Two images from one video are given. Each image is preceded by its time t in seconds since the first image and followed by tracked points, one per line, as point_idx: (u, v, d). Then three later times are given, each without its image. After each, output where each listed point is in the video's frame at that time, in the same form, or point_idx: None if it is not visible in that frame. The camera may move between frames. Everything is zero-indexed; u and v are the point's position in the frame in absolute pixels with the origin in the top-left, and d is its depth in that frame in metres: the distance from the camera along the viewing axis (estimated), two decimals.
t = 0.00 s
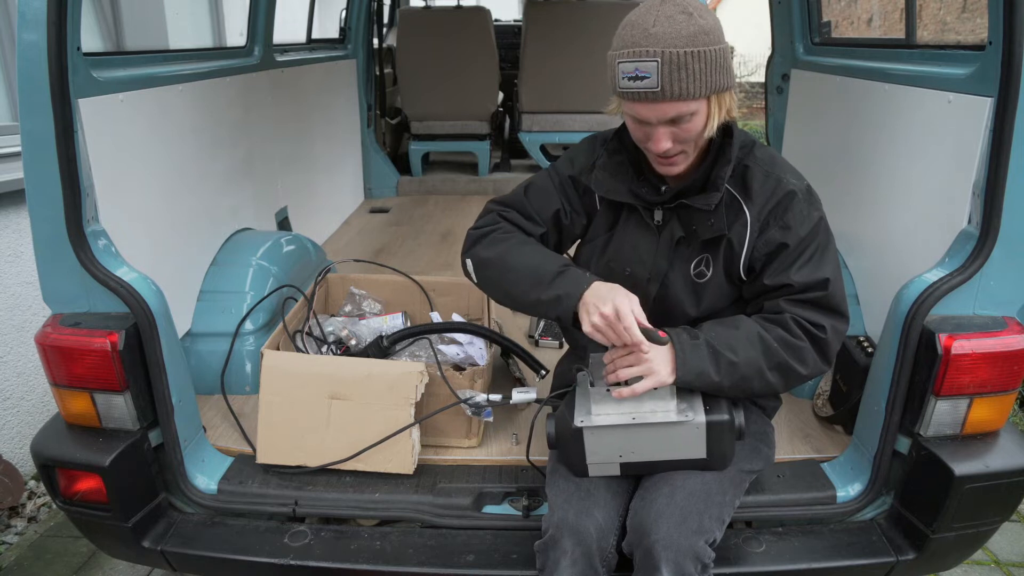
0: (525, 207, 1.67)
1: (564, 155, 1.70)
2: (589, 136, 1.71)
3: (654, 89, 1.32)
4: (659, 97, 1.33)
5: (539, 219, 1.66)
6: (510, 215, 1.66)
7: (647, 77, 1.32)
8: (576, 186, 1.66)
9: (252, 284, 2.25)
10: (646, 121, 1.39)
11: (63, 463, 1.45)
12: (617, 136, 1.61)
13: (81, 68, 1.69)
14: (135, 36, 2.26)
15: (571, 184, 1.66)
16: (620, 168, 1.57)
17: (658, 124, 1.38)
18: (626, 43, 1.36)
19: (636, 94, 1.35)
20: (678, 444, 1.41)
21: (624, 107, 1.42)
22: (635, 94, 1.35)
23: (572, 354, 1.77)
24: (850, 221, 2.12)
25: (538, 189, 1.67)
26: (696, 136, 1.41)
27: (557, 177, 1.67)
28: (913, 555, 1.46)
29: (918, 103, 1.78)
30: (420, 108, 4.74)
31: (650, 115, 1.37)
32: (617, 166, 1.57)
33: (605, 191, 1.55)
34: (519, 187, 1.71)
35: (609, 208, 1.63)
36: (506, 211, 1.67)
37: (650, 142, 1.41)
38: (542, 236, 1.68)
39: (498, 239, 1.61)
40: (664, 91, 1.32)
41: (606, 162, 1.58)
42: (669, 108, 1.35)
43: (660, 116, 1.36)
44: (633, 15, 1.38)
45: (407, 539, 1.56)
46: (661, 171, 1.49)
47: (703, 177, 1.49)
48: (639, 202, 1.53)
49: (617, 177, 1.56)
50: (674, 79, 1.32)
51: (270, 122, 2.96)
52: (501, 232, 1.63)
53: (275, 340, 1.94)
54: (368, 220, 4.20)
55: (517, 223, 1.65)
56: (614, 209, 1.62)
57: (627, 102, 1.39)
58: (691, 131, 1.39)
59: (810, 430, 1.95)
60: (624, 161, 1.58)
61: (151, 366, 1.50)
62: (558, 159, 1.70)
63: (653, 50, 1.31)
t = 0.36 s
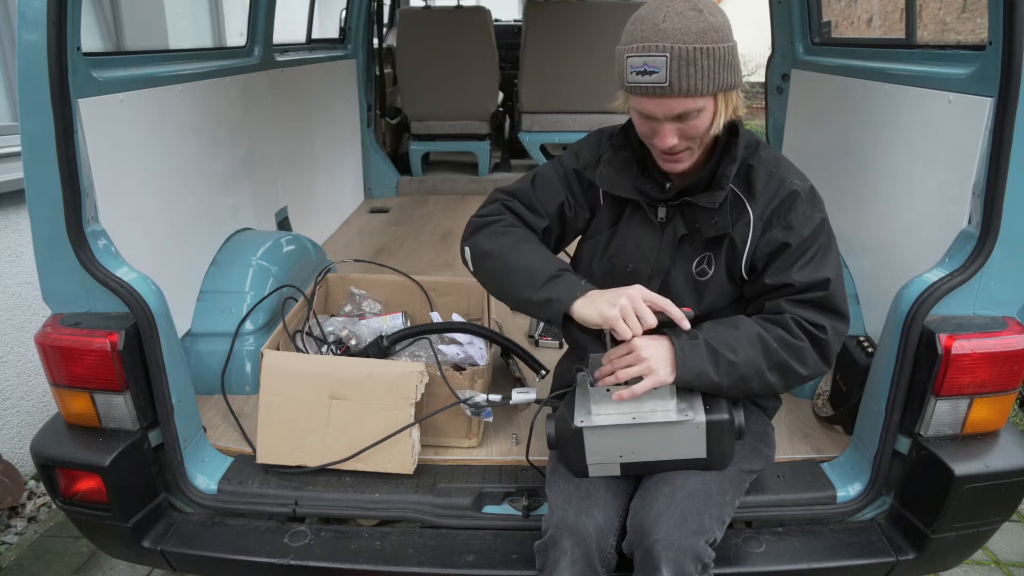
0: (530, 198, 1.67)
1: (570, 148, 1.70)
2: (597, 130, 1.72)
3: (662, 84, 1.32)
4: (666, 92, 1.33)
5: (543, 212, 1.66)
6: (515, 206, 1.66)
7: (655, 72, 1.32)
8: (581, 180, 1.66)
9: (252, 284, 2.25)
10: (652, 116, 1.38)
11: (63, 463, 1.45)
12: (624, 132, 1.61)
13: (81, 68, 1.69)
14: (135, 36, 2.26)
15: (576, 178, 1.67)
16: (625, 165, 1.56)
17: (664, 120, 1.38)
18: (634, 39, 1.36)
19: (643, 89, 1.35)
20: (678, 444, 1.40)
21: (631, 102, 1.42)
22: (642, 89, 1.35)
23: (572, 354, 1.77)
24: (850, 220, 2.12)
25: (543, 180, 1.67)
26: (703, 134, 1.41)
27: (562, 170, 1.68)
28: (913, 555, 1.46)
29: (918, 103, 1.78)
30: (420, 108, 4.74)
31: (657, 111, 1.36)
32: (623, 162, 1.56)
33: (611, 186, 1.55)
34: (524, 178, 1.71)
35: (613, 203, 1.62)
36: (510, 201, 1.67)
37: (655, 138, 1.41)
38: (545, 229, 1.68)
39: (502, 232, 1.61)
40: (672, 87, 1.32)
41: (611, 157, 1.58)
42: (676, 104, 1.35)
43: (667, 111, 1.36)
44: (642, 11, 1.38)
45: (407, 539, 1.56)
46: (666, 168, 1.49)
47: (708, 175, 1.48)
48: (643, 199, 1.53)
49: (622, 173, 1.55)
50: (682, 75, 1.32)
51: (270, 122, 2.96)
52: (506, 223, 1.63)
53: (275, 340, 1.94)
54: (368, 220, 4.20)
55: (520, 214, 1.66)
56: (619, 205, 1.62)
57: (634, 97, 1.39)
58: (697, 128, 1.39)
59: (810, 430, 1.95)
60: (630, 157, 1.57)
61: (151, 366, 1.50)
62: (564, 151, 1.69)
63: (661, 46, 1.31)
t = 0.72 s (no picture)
0: (535, 192, 1.66)
1: (576, 143, 1.70)
2: (603, 126, 1.72)
3: (678, 91, 1.32)
4: (681, 100, 1.33)
5: (547, 206, 1.66)
6: (520, 200, 1.65)
7: (671, 79, 1.31)
8: (587, 176, 1.66)
9: (252, 284, 2.25)
10: (664, 121, 1.38)
11: (63, 463, 1.45)
12: (630, 130, 1.61)
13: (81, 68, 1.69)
14: (135, 36, 2.26)
15: (582, 173, 1.66)
16: (631, 164, 1.56)
17: (676, 126, 1.37)
18: (651, 42, 1.35)
19: (657, 94, 1.34)
20: (679, 444, 1.40)
21: (642, 106, 1.41)
22: (656, 94, 1.35)
23: (572, 354, 1.77)
24: (850, 220, 2.13)
25: (549, 174, 1.67)
26: (712, 141, 1.41)
27: (568, 164, 1.67)
28: (913, 555, 1.46)
29: (918, 104, 1.78)
30: (420, 108, 4.74)
31: (670, 117, 1.36)
32: (629, 161, 1.56)
33: (615, 185, 1.55)
34: (528, 171, 1.70)
35: (618, 200, 1.63)
36: (515, 196, 1.66)
37: (665, 143, 1.41)
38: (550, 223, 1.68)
39: (507, 226, 1.60)
40: (687, 95, 1.32)
41: (617, 155, 1.57)
42: (690, 112, 1.34)
43: (680, 119, 1.36)
44: (659, 14, 1.37)
45: (407, 539, 1.56)
46: (671, 172, 1.50)
47: (714, 179, 1.49)
48: (648, 199, 1.53)
49: (627, 171, 1.55)
50: (698, 83, 1.31)
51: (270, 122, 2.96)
52: (511, 217, 1.61)
53: (275, 340, 1.94)
54: (368, 220, 4.20)
55: (526, 209, 1.65)
56: (624, 202, 1.63)
57: (647, 102, 1.38)
58: (708, 135, 1.39)
59: (810, 429, 1.95)
60: (636, 156, 1.57)
61: (151, 366, 1.50)
62: (569, 145, 1.69)
63: (679, 52, 1.31)
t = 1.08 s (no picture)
0: (536, 183, 1.65)
1: (583, 139, 1.69)
2: (614, 125, 1.71)
3: (709, 105, 1.30)
4: (712, 113, 1.31)
5: (547, 199, 1.65)
6: (518, 188, 1.65)
7: (704, 91, 1.29)
8: (592, 175, 1.66)
9: (252, 284, 2.25)
10: (688, 132, 1.37)
11: (63, 463, 1.45)
12: (642, 132, 1.59)
13: (80, 67, 1.69)
14: (135, 36, 2.26)
15: (587, 171, 1.66)
16: (643, 168, 1.55)
17: (701, 138, 1.36)
18: (683, 50, 1.32)
19: (687, 106, 1.33)
20: (679, 444, 1.40)
21: (665, 113, 1.39)
22: (685, 105, 1.33)
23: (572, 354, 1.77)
24: (850, 221, 2.13)
25: (553, 167, 1.66)
26: (732, 153, 1.41)
27: (574, 159, 1.66)
28: (913, 555, 1.46)
29: (919, 104, 1.78)
30: (420, 108, 4.74)
31: (697, 129, 1.34)
32: (642, 165, 1.55)
33: (626, 188, 1.54)
34: (532, 160, 1.69)
35: (621, 207, 1.62)
36: (515, 184, 1.65)
37: (685, 153, 1.40)
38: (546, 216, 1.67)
39: (501, 214, 1.60)
40: (719, 109, 1.30)
41: (630, 159, 1.56)
42: (718, 126, 1.33)
43: (707, 131, 1.34)
44: (693, 20, 1.33)
45: (407, 539, 1.56)
46: (684, 179, 1.49)
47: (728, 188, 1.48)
48: (659, 205, 1.52)
49: (639, 177, 1.54)
50: (730, 98, 1.30)
51: (270, 122, 2.96)
52: (508, 206, 1.61)
53: (275, 340, 1.94)
54: (368, 220, 4.20)
55: (524, 199, 1.64)
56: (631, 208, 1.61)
57: (673, 111, 1.36)
58: (730, 148, 1.38)
59: (810, 429, 1.95)
60: (649, 160, 1.56)
61: (152, 367, 1.50)
62: (577, 140, 1.68)
63: (714, 65, 1.28)
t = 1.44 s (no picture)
0: (538, 178, 1.65)
1: (587, 134, 1.69)
2: (620, 121, 1.72)
3: (727, 112, 1.30)
4: (730, 121, 1.31)
5: (549, 194, 1.65)
6: (520, 183, 1.65)
7: (723, 98, 1.29)
8: (596, 169, 1.66)
9: (252, 284, 2.25)
10: (703, 137, 1.36)
11: (63, 463, 1.45)
12: (651, 128, 1.57)
13: (80, 67, 1.69)
14: (135, 36, 2.26)
15: (591, 165, 1.66)
16: (652, 163, 1.53)
17: (716, 144, 1.36)
18: (704, 54, 1.32)
19: (705, 111, 1.32)
20: (679, 444, 1.40)
21: (680, 116, 1.39)
22: (703, 111, 1.33)
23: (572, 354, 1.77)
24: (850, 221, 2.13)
25: (555, 162, 1.65)
26: (744, 159, 1.42)
27: (578, 154, 1.66)
28: (913, 555, 1.46)
29: (919, 104, 1.78)
30: (420, 108, 4.74)
31: (713, 135, 1.34)
32: (651, 160, 1.53)
33: (635, 183, 1.52)
34: (534, 155, 1.69)
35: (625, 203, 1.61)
36: (516, 178, 1.65)
37: (698, 157, 1.40)
38: (548, 211, 1.67)
39: (503, 210, 1.60)
40: (737, 117, 1.30)
41: (639, 154, 1.54)
42: (735, 133, 1.33)
43: (722, 138, 1.34)
44: (714, 24, 1.32)
45: (407, 539, 1.56)
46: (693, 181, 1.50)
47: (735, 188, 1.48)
48: (668, 201, 1.51)
49: (647, 171, 1.52)
50: (749, 106, 1.30)
51: (270, 122, 2.96)
52: (509, 201, 1.61)
53: (275, 340, 1.93)
54: (368, 220, 4.20)
55: (526, 194, 1.64)
56: (636, 204, 1.61)
57: (690, 115, 1.36)
58: (742, 155, 1.39)
59: (809, 429, 1.95)
60: (658, 156, 1.53)
61: (152, 367, 1.50)
62: (581, 136, 1.68)
63: (735, 72, 1.28)
